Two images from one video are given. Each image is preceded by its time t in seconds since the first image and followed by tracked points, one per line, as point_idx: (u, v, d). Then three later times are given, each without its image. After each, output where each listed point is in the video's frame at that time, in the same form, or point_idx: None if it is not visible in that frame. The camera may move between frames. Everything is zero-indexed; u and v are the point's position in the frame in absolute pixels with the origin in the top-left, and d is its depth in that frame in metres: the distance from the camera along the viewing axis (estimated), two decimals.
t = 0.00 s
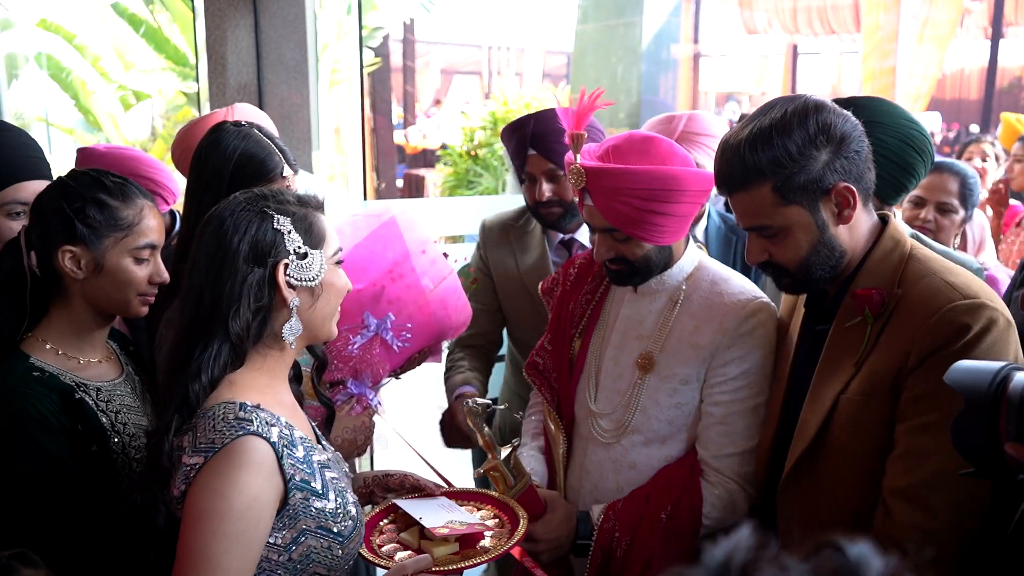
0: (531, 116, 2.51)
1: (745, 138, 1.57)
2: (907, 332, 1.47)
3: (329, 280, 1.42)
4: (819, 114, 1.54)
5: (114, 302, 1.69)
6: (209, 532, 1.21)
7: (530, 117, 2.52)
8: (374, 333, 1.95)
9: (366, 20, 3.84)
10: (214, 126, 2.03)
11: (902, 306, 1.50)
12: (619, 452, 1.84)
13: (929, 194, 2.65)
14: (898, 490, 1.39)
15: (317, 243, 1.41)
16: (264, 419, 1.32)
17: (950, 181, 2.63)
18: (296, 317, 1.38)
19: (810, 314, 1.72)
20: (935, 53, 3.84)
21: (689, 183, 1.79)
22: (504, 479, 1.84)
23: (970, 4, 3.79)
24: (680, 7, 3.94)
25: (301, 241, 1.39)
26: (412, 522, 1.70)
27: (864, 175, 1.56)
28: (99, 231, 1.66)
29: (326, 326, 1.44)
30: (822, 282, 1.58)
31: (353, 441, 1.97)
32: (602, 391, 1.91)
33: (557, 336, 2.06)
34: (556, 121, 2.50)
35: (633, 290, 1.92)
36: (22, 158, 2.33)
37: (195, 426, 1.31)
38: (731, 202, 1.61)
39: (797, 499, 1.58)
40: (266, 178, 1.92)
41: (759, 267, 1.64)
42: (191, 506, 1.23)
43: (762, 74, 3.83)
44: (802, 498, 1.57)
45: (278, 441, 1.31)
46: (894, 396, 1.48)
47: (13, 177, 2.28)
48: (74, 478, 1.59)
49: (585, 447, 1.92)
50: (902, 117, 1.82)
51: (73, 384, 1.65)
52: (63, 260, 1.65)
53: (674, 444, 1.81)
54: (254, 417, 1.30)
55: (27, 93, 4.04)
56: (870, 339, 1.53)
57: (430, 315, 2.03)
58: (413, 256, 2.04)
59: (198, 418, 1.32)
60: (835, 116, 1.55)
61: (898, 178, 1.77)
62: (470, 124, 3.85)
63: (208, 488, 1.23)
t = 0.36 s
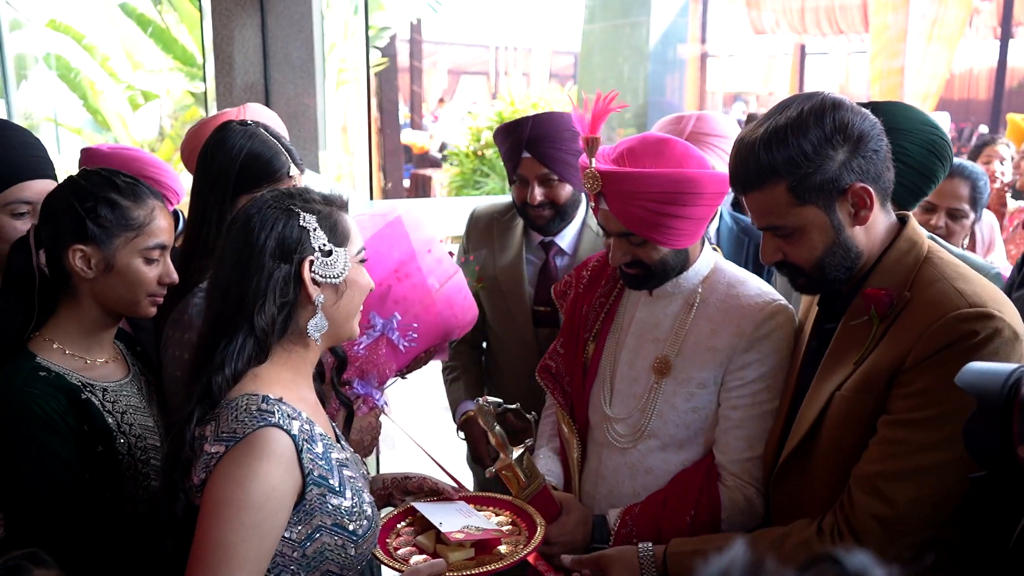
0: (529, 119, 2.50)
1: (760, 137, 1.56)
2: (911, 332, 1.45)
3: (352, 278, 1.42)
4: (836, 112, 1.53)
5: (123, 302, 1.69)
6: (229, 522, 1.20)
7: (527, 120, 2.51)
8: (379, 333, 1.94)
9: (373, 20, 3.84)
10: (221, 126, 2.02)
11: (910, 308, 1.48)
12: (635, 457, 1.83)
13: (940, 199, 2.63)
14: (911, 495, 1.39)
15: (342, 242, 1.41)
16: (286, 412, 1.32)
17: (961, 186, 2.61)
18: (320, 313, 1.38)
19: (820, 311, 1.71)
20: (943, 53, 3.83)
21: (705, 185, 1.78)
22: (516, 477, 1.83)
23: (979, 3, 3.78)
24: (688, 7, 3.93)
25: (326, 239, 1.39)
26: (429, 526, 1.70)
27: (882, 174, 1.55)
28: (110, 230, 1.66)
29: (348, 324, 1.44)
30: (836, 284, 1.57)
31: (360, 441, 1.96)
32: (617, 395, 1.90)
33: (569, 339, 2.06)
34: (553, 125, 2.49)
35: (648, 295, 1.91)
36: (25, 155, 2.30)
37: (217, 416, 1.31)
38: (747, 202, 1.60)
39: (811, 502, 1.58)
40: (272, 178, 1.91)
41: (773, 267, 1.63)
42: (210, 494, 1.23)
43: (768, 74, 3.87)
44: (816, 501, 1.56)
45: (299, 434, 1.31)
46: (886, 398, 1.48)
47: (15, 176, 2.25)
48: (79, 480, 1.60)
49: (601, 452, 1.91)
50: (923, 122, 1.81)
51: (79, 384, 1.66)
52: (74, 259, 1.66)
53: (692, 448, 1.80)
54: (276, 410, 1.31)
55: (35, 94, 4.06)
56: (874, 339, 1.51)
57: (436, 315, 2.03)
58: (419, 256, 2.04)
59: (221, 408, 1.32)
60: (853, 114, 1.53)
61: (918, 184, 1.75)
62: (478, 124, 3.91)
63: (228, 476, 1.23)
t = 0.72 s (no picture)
0: (528, 133, 2.48)
1: (774, 135, 1.54)
2: (924, 334, 1.44)
3: (369, 279, 1.41)
4: (851, 111, 1.51)
5: (134, 300, 1.69)
6: (239, 514, 1.20)
7: (526, 132, 2.49)
8: (388, 333, 1.95)
9: (382, 20, 3.82)
10: (231, 126, 2.02)
11: (924, 310, 1.46)
12: (643, 458, 1.82)
13: (955, 206, 2.60)
14: (920, 497, 1.38)
15: (359, 243, 1.41)
16: (296, 408, 1.32)
17: (977, 193, 2.58)
18: (338, 313, 1.38)
19: (833, 312, 1.70)
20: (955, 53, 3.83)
21: (713, 187, 1.77)
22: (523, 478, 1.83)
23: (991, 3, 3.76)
24: (697, 7, 3.89)
25: (343, 240, 1.38)
26: (441, 527, 1.69)
27: (897, 174, 1.53)
28: (122, 228, 1.66)
29: (366, 325, 1.43)
30: (851, 284, 1.56)
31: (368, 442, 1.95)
32: (625, 395, 1.89)
33: (578, 340, 2.06)
34: (554, 139, 2.48)
35: (657, 296, 1.90)
36: (29, 154, 2.30)
37: (229, 410, 1.30)
38: (759, 201, 1.59)
39: (822, 504, 1.57)
40: (282, 179, 1.90)
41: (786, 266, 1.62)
42: (219, 488, 1.23)
43: (780, 74, 3.85)
44: (825, 502, 1.55)
45: (309, 430, 1.31)
46: (898, 399, 1.46)
47: (19, 176, 2.24)
48: (88, 479, 1.60)
49: (608, 453, 1.90)
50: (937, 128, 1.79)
51: (89, 383, 1.66)
52: (86, 258, 1.66)
53: (701, 449, 1.79)
54: (287, 405, 1.31)
55: (46, 94, 4.10)
56: (887, 341, 1.49)
57: (444, 316, 2.03)
58: (427, 256, 2.03)
59: (233, 403, 1.31)
60: (869, 113, 1.52)
61: (930, 191, 1.73)
62: (487, 124, 4.02)
63: (238, 470, 1.23)
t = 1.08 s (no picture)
0: (538, 135, 2.47)
1: (781, 136, 1.53)
2: (934, 339, 1.42)
3: (375, 279, 1.41)
4: (858, 111, 1.50)
5: (149, 299, 1.70)
6: (241, 513, 1.20)
7: (536, 136, 2.48)
8: (396, 334, 1.95)
9: (393, 20, 3.80)
10: (242, 126, 2.02)
11: (935, 313, 1.45)
12: (651, 461, 1.82)
13: (967, 210, 2.57)
14: (931, 502, 1.37)
15: (363, 243, 1.41)
16: (299, 408, 1.32)
17: (990, 197, 2.56)
18: (344, 314, 1.37)
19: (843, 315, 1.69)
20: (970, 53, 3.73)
21: (723, 187, 1.76)
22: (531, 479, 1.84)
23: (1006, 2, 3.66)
24: (707, 6, 3.82)
25: (346, 241, 1.38)
26: (451, 530, 1.69)
27: (905, 174, 1.52)
28: (139, 227, 1.67)
29: (372, 325, 1.43)
30: (860, 285, 1.54)
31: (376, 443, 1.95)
32: (633, 396, 1.89)
33: (586, 341, 2.05)
34: (563, 142, 2.47)
35: (666, 297, 1.89)
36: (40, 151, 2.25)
37: (233, 410, 1.31)
38: (766, 203, 1.58)
39: (831, 509, 1.55)
40: (292, 180, 1.91)
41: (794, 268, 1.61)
42: (221, 488, 1.23)
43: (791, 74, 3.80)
44: (835, 506, 1.54)
45: (311, 431, 1.31)
46: (909, 404, 1.45)
47: (30, 177, 2.19)
48: (98, 475, 1.61)
49: (616, 455, 1.90)
50: (943, 132, 1.78)
51: (100, 380, 1.67)
52: (103, 256, 1.67)
53: (709, 452, 1.79)
54: (289, 405, 1.31)
55: (59, 94, 4.19)
56: (896, 345, 1.48)
57: (453, 317, 2.03)
58: (436, 257, 2.03)
59: (236, 404, 1.32)
60: (876, 114, 1.50)
61: (936, 196, 1.71)
62: (495, 125, 4.07)
63: (239, 470, 1.23)
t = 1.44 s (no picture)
0: (548, 133, 2.48)
1: (786, 137, 1.53)
2: (943, 339, 1.41)
3: (367, 283, 1.40)
4: (864, 112, 1.49)
5: (163, 297, 1.70)
6: (232, 514, 1.21)
7: (546, 135, 2.48)
8: (405, 334, 1.94)
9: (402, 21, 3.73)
10: (251, 126, 2.03)
11: (943, 315, 1.44)
12: (658, 462, 1.81)
13: (973, 207, 2.55)
14: (941, 506, 1.35)
15: (357, 247, 1.39)
16: (290, 408, 1.32)
17: (996, 195, 2.54)
18: (331, 318, 1.37)
19: (850, 317, 1.67)
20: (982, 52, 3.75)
21: (732, 188, 1.75)
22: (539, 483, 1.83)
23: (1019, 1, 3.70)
24: (718, 6, 3.81)
25: (338, 244, 1.37)
26: (457, 531, 1.69)
27: (912, 174, 1.50)
28: (157, 226, 1.68)
29: (363, 332, 1.42)
30: (866, 286, 1.53)
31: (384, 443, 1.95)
32: (640, 397, 1.88)
33: (593, 342, 2.04)
34: (573, 141, 2.48)
35: (673, 298, 1.89)
36: (50, 152, 2.25)
37: (224, 416, 1.31)
38: (772, 204, 1.57)
39: (839, 513, 1.54)
40: (301, 181, 1.91)
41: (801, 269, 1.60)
42: (215, 489, 1.24)
43: (804, 73, 3.80)
44: (843, 509, 1.53)
45: (303, 430, 1.31)
46: (917, 406, 1.43)
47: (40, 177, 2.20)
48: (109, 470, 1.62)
49: (623, 456, 1.89)
50: (944, 133, 1.75)
51: (112, 376, 1.68)
52: (120, 254, 1.67)
53: (716, 454, 1.78)
54: (279, 405, 1.30)
55: (71, 95, 4.19)
56: (904, 346, 1.47)
57: (462, 318, 2.03)
58: (445, 258, 2.03)
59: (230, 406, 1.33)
60: (881, 114, 1.49)
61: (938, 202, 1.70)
62: (505, 125, 4.24)
63: (233, 471, 1.23)
